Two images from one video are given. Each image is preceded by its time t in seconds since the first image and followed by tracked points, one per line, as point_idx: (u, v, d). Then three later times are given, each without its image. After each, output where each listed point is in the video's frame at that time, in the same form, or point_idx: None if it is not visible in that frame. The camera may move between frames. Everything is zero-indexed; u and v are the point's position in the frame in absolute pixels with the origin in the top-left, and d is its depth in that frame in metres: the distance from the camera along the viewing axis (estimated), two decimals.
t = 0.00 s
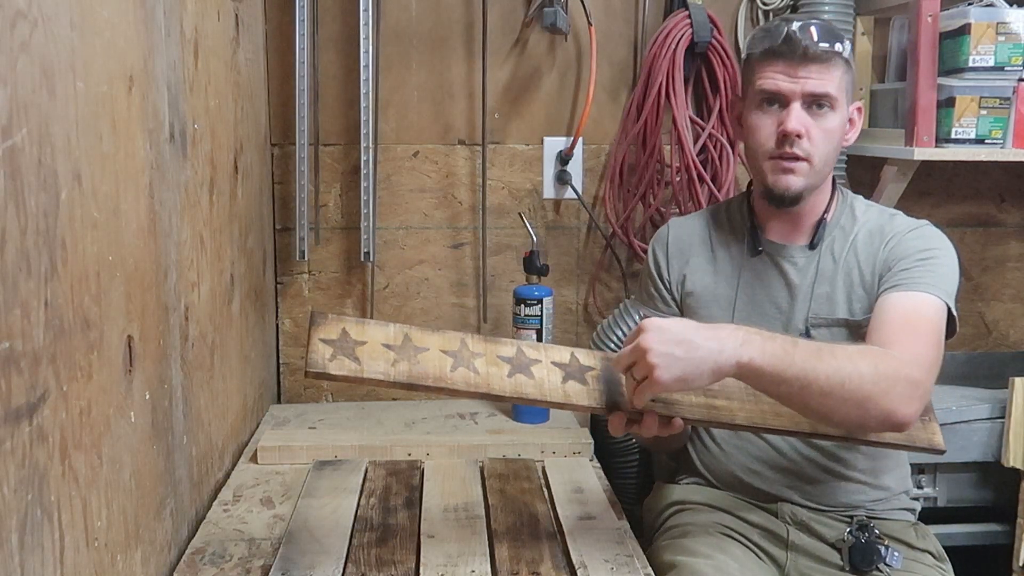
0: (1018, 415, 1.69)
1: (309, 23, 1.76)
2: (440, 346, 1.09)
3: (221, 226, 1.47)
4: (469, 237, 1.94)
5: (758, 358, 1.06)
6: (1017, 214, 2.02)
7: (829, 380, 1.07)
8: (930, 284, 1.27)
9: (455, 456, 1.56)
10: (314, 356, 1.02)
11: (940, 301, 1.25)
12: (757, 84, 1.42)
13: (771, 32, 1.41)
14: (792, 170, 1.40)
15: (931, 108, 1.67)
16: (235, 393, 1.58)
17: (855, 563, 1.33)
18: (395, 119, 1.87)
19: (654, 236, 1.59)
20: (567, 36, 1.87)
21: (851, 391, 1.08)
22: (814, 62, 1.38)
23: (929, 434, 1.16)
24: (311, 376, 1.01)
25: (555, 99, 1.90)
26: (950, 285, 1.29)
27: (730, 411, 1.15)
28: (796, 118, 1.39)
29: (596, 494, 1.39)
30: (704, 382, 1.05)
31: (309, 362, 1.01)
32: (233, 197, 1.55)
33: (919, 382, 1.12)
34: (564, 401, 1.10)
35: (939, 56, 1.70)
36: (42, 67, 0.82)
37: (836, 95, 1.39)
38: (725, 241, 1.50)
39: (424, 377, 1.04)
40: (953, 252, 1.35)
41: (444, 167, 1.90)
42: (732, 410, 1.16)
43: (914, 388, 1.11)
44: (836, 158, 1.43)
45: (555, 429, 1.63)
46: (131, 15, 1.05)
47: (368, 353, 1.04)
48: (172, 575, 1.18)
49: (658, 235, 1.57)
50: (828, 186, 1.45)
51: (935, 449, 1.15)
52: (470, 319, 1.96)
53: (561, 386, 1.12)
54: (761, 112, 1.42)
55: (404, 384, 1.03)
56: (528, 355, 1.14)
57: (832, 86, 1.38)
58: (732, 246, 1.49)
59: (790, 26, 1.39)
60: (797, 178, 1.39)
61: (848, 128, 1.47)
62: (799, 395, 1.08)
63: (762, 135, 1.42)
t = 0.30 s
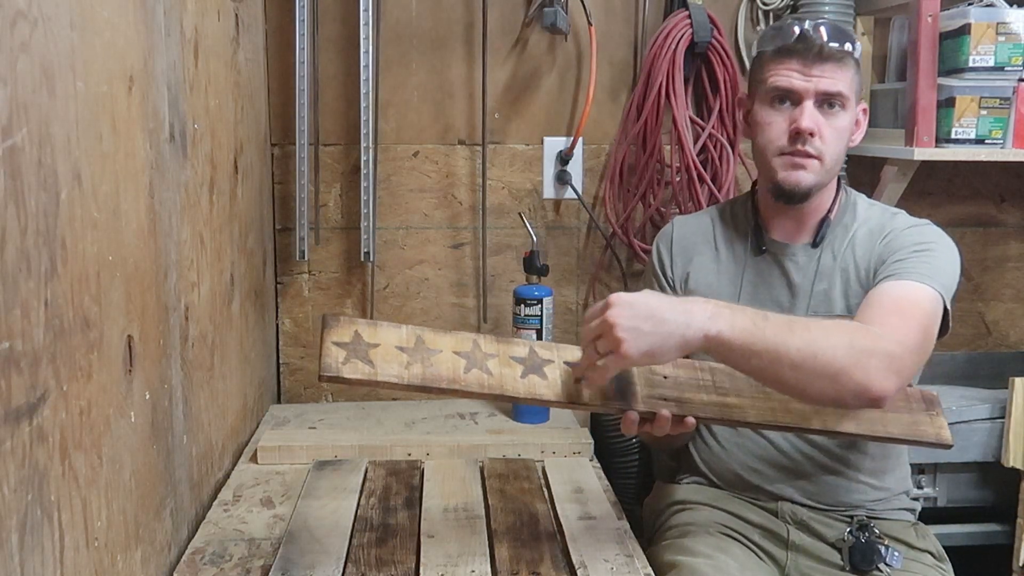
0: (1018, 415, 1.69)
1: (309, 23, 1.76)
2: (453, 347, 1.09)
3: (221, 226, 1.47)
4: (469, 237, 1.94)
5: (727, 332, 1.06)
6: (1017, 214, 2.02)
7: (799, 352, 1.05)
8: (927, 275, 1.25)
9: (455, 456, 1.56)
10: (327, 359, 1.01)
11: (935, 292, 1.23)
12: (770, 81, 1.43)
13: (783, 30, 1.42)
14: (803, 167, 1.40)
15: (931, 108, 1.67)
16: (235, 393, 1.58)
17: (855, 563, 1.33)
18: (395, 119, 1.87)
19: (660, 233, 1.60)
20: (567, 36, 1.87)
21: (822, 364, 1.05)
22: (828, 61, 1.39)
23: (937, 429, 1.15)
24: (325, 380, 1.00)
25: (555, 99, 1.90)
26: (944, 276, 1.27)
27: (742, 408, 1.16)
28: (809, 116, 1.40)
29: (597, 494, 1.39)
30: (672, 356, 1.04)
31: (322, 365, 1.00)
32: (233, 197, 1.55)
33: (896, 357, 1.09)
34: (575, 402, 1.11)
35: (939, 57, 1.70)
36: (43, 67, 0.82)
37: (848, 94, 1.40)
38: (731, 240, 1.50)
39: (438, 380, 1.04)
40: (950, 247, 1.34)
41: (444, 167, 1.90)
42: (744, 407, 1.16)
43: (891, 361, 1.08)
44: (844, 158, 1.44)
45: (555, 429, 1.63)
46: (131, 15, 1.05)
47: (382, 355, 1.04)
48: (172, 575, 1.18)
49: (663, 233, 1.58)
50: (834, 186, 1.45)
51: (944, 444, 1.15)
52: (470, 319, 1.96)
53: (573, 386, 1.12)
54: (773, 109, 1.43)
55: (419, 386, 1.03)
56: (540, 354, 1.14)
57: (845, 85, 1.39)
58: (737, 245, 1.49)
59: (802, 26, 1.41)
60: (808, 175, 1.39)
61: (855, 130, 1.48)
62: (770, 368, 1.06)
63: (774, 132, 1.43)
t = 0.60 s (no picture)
0: (1018, 415, 1.69)
1: (309, 23, 1.76)
2: (456, 345, 1.09)
3: (221, 226, 1.47)
4: (469, 237, 1.94)
5: (703, 316, 1.03)
6: (1017, 214, 2.02)
7: (778, 341, 1.04)
8: (922, 270, 1.25)
9: (455, 455, 1.56)
10: (331, 357, 1.01)
11: (928, 287, 1.22)
12: (771, 78, 1.43)
13: (786, 29, 1.43)
14: (803, 165, 1.40)
15: (931, 108, 1.67)
16: (235, 393, 1.58)
17: (854, 563, 1.33)
18: (395, 119, 1.87)
19: (662, 232, 1.60)
20: (567, 36, 1.87)
21: (801, 351, 1.05)
22: (830, 58, 1.39)
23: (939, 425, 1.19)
24: (329, 377, 1.00)
25: (555, 99, 1.90)
26: (937, 271, 1.26)
27: (744, 405, 1.16)
28: (810, 113, 1.40)
29: (597, 494, 1.39)
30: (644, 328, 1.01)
31: (327, 362, 1.00)
32: (233, 198, 1.55)
33: (875, 345, 1.09)
34: (580, 398, 1.10)
35: (939, 57, 1.70)
36: (42, 67, 0.82)
37: (850, 92, 1.40)
38: (733, 240, 1.50)
39: (441, 376, 1.04)
40: (948, 244, 1.33)
41: (445, 167, 1.90)
42: (746, 404, 1.16)
43: (869, 351, 1.09)
44: (846, 156, 1.44)
45: (556, 429, 1.63)
46: (131, 15, 1.05)
47: (385, 353, 1.04)
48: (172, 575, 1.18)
49: (665, 231, 1.58)
50: (835, 184, 1.45)
51: (945, 439, 1.19)
52: (470, 319, 1.96)
53: (577, 382, 1.12)
54: (774, 106, 1.44)
55: (422, 382, 1.03)
56: (543, 351, 1.14)
57: (847, 83, 1.39)
58: (739, 245, 1.49)
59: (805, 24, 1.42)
60: (807, 173, 1.39)
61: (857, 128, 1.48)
62: (746, 355, 1.05)
63: (774, 129, 1.43)
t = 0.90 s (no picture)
0: (1018, 415, 1.69)
1: (309, 23, 1.76)
2: (453, 346, 1.09)
3: (221, 226, 1.47)
4: (469, 237, 1.94)
5: (729, 328, 1.03)
6: (1017, 214, 2.02)
7: (801, 349, 1.05)
8: (931, 272, 1.26)
9: (455, 456, 1.55)
10: (327, 359, 1.01)
11: (938, 290, 1.23)
12: (767, 81, 1.43)
13: (781, 30, 1.42)
14: (800, 168, 1.40)
15: (931, 108, 1.67)
16: (235, 393, 1.58)
17: (855, 563, 1.33)
18: (395, 119, 1.87)
19: (664, 231, 1.60)
20: (568, 36, 1.87)
21: (825, 360, 1.05)
22: (825, 60, 1.38)
23: (938, 426, 1.19)
24: (325, 379, 1.00)
25: (555, 99, 1.90)
26: (946, 273, 1.27)
27: (741, 407, 1.17)
28: (805, 116, 1.40)
29: (597, 494, 1.39)
30: (671, 342, 1.00)
31: (322, 365, 1.01)
32: (233, 198, 1.55)
33: (896, 354, 1.09)
34: (577, 399, 1.10)
35: (939, 56, 1.70)
36: (42, 67, 0.82)
37: (846, 94, 1.39)
38: (733, 240, 1.50)
39: (437, 379, 1.04)
40: (953, 246, 1.34)
41: (444, 167, 1.90)
42: (744, 406, 1.17)
43: (892, 360, 1.08)
44: (846, 157, 1.43)
45: (555, 429, 1.63)
46: (131, 14, 1.05)
47: (382, 354, 1.04)
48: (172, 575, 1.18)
49: (666, 231, 1.58)
50: (834, 185, 1.45)
51: (944, 439, 1.18)
52: (470, 319, 1.96)
53: (574, 383, 1.12)
54: (770, 109, 1.44)
55: (419, 386, 1.03)
56: (540, 353, 1.13)
57: (843, 85, 1.39)
58: (740, 245, 1.49)
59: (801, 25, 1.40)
60: (803, 175, 1.39)
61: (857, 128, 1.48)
62: (771, 365, 1.04)
63: (771, 132, 1.43)
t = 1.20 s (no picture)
0: (1018, 415, 1.69)
1: (309, 23, 1.76)
2: (452, 347, 1.09)
3: (221, 226, 1.47)
4: (469, 237, 1.94)
5: (784, 337, 1.02)
6: (1017, 214, 2.02)
7: (850, 356, 1.05)
8: (946, 276, 1.27)
9: (455, 456, 1.56)
10: (327, 359, 1.01)
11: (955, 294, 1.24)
12: (746, 88, 1.43)
13: (762, 37, 1.42)
14: (778, 175, 1.40)
15: (931, 108, 1.67)
16: (234, 393, 1.58)
17: (855, 562, 1.32)
18: (395, 119, 1.87)
19: (665, 232, 1.60)
20: (568, 36, 1.87)
21: (873, 367, 1.05)
22: (799, 67, 1.37)
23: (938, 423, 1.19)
24: (325, 380, 1.01)
25: (555, 99, 1.90)
26: (960, 276, 1.28)
27: (742, 406, 1.16)
28: (781, 123, 1.38)
29: (596, 494, 1.39)
30: (727, 358, 1.00)
31: (321, 366, 1.01)
32: (233, 198, 1.55)
33: (937, 365, 1.10)
34: (576, 399, 1.10)
35: (939, 56, 1.70)
36: (43, 67, 0.82)
37: (824, 99, 1.37)
38: (733, 239, 1.50)
39: (437, 379, 1.04)
40: (959, 248, 1.34)
41: (444, 167, 1.90)
42: (744, 404, 1.17)
43: (934, 370, 1.09)
44: (833, 160, 1.41)
45: (555, 429, 1.63)
46: (131, 14, 1.05)
47: (381, 355, 1.04)
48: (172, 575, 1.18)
49: (667, 231, 1.58)
50: (825, 188, 1.42)
51: (943, 437, 1.18)
52: (470, 319, 1.96)
53: (573, 383, 1.12)
54: (751, 116, 1.43)
55: (418, 386, 1.03)
56: (539, 353, 1.14)
57: (819, 91, 1.36)
58: (740, 245, 1.49)
59: (780, 32, 1.40)
60: (780, 182, 1.39)
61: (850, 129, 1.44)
62: (818, 372, 1.04)
63: (751, 138, 1.43)
